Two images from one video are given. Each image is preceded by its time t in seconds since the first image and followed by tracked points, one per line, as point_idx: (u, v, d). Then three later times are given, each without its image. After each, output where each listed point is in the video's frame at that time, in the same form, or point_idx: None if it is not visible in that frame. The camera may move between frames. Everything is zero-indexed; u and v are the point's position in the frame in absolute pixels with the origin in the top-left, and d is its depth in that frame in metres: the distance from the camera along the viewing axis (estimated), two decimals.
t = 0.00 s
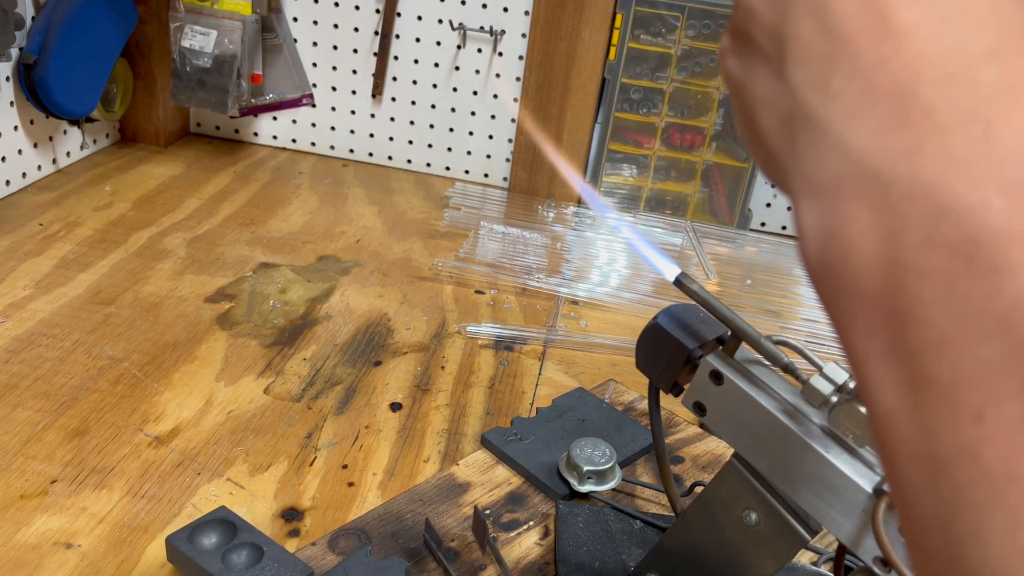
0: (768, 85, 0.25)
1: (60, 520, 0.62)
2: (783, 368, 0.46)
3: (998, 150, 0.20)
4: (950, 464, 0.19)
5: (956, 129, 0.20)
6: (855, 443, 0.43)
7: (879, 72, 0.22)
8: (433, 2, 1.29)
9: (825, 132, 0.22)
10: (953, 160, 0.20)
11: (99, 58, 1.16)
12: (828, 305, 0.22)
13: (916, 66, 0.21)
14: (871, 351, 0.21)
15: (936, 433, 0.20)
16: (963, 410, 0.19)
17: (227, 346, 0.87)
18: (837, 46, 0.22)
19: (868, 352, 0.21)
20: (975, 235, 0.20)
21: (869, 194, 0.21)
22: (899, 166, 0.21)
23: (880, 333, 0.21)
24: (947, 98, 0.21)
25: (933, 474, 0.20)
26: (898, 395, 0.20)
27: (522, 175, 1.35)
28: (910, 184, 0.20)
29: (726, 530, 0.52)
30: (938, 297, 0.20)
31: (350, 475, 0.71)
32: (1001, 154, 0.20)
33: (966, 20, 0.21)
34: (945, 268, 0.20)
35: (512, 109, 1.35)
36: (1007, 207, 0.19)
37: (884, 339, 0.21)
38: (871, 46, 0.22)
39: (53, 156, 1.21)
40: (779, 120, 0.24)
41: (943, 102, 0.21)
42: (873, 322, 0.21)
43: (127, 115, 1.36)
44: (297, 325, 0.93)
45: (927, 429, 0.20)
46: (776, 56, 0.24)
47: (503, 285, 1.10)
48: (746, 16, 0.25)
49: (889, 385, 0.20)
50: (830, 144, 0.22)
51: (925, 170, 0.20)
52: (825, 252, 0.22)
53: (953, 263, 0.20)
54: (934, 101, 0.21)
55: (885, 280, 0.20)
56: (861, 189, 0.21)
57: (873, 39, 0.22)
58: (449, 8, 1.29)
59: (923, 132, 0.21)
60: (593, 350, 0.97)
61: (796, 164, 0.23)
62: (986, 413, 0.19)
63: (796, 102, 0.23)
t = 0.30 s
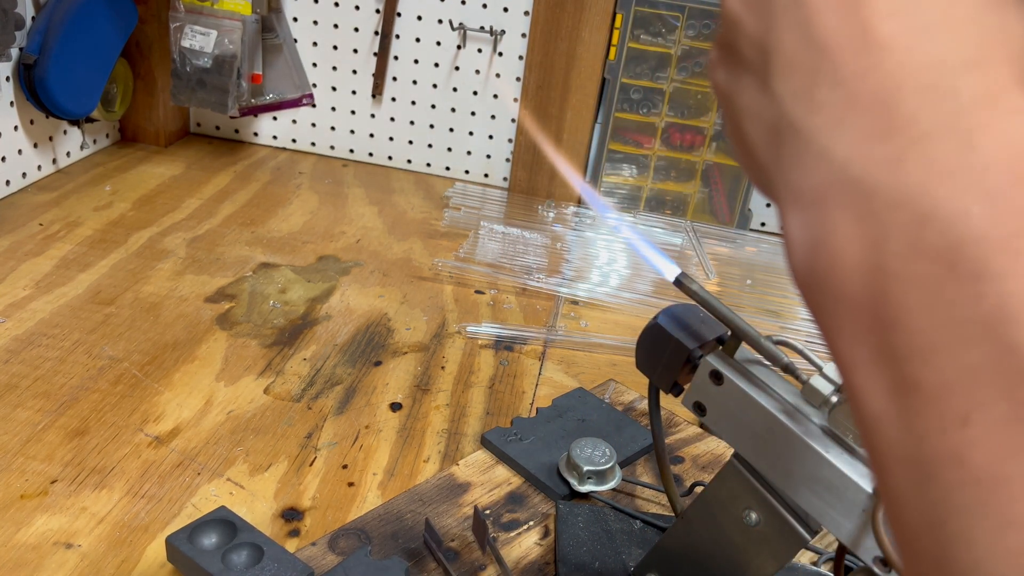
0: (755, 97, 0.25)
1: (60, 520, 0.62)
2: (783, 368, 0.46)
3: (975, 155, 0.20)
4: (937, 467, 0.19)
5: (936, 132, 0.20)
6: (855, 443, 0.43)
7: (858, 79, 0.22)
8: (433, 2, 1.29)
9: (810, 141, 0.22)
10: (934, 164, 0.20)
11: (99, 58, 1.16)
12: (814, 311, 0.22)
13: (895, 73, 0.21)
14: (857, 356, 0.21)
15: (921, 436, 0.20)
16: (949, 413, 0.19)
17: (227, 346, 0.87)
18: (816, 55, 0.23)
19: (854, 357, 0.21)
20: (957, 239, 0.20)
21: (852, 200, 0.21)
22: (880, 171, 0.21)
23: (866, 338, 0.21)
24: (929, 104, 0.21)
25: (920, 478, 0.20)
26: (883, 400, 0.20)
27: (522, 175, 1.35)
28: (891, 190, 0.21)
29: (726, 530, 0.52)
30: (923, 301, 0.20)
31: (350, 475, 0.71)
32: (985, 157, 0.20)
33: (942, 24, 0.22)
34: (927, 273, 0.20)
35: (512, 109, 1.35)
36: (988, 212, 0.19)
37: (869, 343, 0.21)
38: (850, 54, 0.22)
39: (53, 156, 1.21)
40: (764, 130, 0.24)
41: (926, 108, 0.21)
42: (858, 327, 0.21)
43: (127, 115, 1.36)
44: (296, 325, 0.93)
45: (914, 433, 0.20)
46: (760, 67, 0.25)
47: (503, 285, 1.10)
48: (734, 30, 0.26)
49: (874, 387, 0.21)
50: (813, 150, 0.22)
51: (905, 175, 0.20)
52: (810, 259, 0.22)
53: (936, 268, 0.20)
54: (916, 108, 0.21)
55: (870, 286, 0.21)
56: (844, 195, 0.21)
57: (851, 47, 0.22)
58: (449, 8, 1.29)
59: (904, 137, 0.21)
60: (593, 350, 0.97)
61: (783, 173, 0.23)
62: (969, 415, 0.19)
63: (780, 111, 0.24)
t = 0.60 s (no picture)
0: (695, 132, 0.28)
1: (60, 520, 0.63)
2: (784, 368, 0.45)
3: (883, 177, 0.23)
4: (864, 460, 0.22)
5: (847, 159, 0.23)
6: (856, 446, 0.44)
7: (776, 114, 0.25)
8: (433, 2, 1.29)
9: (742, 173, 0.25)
10: (845, 189, 0.23)
11: (99, 59, 1.16)
12: (753, 322, 0.25)
13: (807, 110, 0.24)
14: (791, 361, 0.24)
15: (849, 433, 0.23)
16: (872, 413, 0.22)
17: (227, 346, 0.87)
18: (742, 95, 0.26)
19: (786, 362, 0.24)
20: (866, 257, 0.22)
21: (777, 227, 0.24)
22: (800, 199, 0.24)
23: (795, 347, 0.24)
24: (843, 134, 0.23)
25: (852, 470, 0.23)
26: (814, 400, 0.24)
27: (522, 175, 1.35)
28: (810, 216, 0.23)
29: (726, 530, 0.52)
30: (841, 314, 0.23)
31: (350, 474, 0.71)
32: (891, 178, 0.23)
33: (852, 58, 0.24)
34: (842, 287, 0.23)
35: (512, 109, 1.35)
36: (893, 231, 0.22)
37: (797, 351, 0.24)
38: (768, 93, 0.25)
39: (53, 156, 1.21)
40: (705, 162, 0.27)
41: (841, 138, 0.23)
42: (788, 338, 0.24)
43: (127, 115, 1.36)
44: (296, 325, 0.93)
45: (842, 430, 0.23)
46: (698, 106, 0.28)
47: (503, 285, 1.10)
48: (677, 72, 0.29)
49: (805, 389, 0.24)
50: (745, 182, 0.25)
51: (821, 200, 0.23)
52: (747, 280, 0.25)
53: (848, 283, 0.23)
54: (830, 137, 0.24)
55: (794, 301, 0.24)
56: (771, 222, 0.24)
57: (769, 86, 0.25)
58: (450, 9, 1.29)
59: (817, 165, 0.24)
60: (592, 350, 0.97)
61: (723, 201, 0.26)
62: (884, 412, 0.22)
63: (716, 147, 0.27)
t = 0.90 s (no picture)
0: (593, 200, 0.31)
1: (60, 520, 0.63)
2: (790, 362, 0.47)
3: (752, 224, 0.25)
4: (758, 485, 0.25)
5: (721, 211, 0.26)
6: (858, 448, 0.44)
7: (656, 177, 0.27)
8: (433, 2, 1.29)
9: (633, 231, 0.28)
10: (719, 239, 0.25)
11: (99, 59, 1.16)
12: (655, 366, 0.28)
13: (681, 171, 0.27)
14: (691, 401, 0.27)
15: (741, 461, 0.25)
16: (763, 444, 0.24)
17: (227, 346, 0.87)
18: (626, 162, 0.28)
19: (684, 400, 0.27)
20: (739, 299, 0.25)
21: (664, 279, 0.27)
22: (681, 252, 0.26)
23: (688, 386, 0.27)
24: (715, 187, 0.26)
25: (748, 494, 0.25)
26: (710, 433, 0.26)
27: (522, 175, 1.35)
28: (689, 268, 0.26)
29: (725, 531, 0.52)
30: (724, 355, 0.25)
31: (350, 474, 0.71)
32: (756, 222, 0.25)
33: (717, 115, 0.27)
34: (720, 329, 0.25)
35: (512, 109, 1.35)
36: (761, 273, 0.25)
37: (691, 390, 0.26)
38: (647, 157, 0.27)
39: (53, 156, 1.21)
40: (606, 224, 0.30)
41: (714, 192, 0.26)
42: (682, 378, 0.27)
43: (127, 115, 1.36)
44: (296, 325, 0.93)
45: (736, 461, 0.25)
46: (592, 175, 0.30)
47: (503, 285, 1.10)
48: (573, 142, 0.31)
49: (702, 424, 0.26)
50: (637, 239, 0.28)
51: (699, 251, 0.26)
52: (645, 329, 0.28)
53: (725, 324, 0.25)
54: (703, 192, 0.26)
55: (682, 345, 0.26)
56: (659, 277, 0.27)
57: (647, 152, 0.28)
58: (449, 9, 1.29)
59: (694, 219, 0.26)
60: (592, 350, 0.97)
61: (623, 260, 0.29)
62: (766, 441, 0.24)
63: (610, 210, 0.29)
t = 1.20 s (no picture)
0: (529, 281, 0.39)
1: (60, 520, 0.63)
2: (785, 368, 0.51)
3: (652, 294, 0.33)
4: (678, 511, 0.31)
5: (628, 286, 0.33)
6: (854, 444, 0.48)
7: (576, 264, 0.35)
8: (433, 2, 1.29)
9: (560, 310, 0.36)
10: (629, 316, 0.33)
11: (99, 59, 1.16)
12: (587, 426, 0.35)
13: (592, 247, 0.35)
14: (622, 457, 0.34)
15: (660, 493, 0.32)
16: (683, 494, 0.31)
17: (227, 346, 0.87)
18: (554, 252, 0.36)
19: (611, 451, 0.34)
20: (646, 359, 0.32)
21: (588, 350, 0.34)
22: (601, 323, 0.34)
23: (612, 438, 0.34)
24: (623, 269, 0.34)
25: (669, 519, 0.32)
26: (633, 474, 0.33)
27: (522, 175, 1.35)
28: (605, 337, 0.34)
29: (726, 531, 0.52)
30: (642, 415, 0.32)
31: (350, 474, 0.71)
32: (653, 293, 0.33)
33: (617, 199, 0.35)
34: (632, 388, 0.33)
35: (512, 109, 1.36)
36: (662, 334, 0.32)
37: (615, 441, 0.34)
38: (569, 245, 0.35)
39: (53, 156, 1.21)
40: (542, 306, 0.38)
41: (621, 273, 0.34)
42: (608, 432, 0.34)
43: (127, 115, 1.36)
44: (296, 325, 0.93)
45: (655, 494, 0.32)
46: (529, 265, 0.38)
47: (503, 285, 1.10)
48: (511, 230, 0.40)
49: (626, 465, 0.33)
50: (567, 319, 0.36)
51: (613, 322, 0.33)
52: (576, 395, 0.35)
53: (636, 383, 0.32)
54: (612, 273, 0.34)
55: (604, 404, 0.34)
56: (584, 352, 0.35)
57: (569, 241, 0.35)
58: (450, 9, 1.29)
59: (608, 297, 0.34)
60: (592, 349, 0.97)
61: (556, 333, 0.37)
62: (675, 472, 0.31)
63: (542, 289, 0.37)
